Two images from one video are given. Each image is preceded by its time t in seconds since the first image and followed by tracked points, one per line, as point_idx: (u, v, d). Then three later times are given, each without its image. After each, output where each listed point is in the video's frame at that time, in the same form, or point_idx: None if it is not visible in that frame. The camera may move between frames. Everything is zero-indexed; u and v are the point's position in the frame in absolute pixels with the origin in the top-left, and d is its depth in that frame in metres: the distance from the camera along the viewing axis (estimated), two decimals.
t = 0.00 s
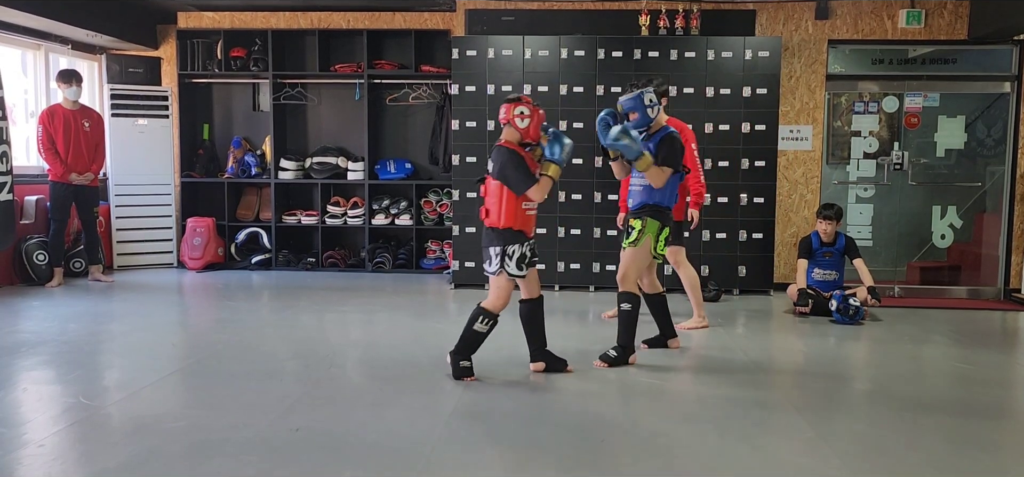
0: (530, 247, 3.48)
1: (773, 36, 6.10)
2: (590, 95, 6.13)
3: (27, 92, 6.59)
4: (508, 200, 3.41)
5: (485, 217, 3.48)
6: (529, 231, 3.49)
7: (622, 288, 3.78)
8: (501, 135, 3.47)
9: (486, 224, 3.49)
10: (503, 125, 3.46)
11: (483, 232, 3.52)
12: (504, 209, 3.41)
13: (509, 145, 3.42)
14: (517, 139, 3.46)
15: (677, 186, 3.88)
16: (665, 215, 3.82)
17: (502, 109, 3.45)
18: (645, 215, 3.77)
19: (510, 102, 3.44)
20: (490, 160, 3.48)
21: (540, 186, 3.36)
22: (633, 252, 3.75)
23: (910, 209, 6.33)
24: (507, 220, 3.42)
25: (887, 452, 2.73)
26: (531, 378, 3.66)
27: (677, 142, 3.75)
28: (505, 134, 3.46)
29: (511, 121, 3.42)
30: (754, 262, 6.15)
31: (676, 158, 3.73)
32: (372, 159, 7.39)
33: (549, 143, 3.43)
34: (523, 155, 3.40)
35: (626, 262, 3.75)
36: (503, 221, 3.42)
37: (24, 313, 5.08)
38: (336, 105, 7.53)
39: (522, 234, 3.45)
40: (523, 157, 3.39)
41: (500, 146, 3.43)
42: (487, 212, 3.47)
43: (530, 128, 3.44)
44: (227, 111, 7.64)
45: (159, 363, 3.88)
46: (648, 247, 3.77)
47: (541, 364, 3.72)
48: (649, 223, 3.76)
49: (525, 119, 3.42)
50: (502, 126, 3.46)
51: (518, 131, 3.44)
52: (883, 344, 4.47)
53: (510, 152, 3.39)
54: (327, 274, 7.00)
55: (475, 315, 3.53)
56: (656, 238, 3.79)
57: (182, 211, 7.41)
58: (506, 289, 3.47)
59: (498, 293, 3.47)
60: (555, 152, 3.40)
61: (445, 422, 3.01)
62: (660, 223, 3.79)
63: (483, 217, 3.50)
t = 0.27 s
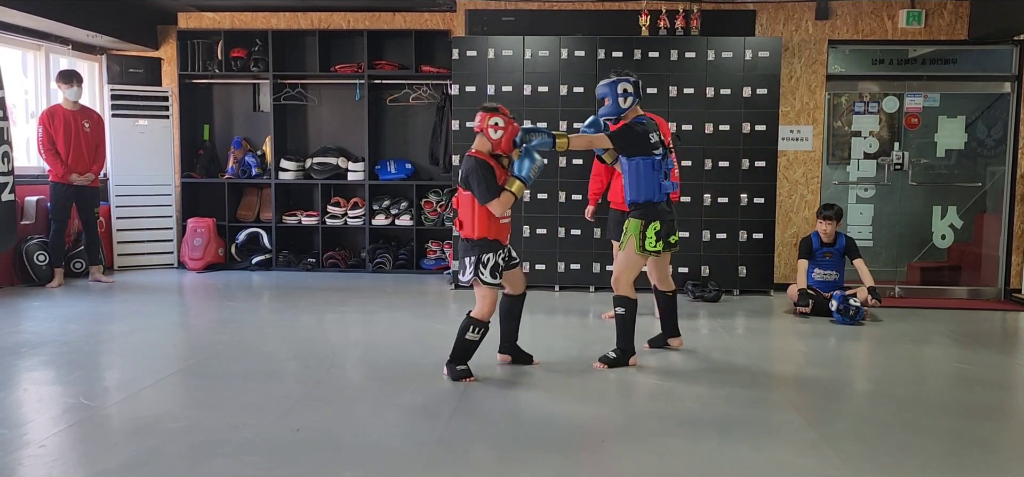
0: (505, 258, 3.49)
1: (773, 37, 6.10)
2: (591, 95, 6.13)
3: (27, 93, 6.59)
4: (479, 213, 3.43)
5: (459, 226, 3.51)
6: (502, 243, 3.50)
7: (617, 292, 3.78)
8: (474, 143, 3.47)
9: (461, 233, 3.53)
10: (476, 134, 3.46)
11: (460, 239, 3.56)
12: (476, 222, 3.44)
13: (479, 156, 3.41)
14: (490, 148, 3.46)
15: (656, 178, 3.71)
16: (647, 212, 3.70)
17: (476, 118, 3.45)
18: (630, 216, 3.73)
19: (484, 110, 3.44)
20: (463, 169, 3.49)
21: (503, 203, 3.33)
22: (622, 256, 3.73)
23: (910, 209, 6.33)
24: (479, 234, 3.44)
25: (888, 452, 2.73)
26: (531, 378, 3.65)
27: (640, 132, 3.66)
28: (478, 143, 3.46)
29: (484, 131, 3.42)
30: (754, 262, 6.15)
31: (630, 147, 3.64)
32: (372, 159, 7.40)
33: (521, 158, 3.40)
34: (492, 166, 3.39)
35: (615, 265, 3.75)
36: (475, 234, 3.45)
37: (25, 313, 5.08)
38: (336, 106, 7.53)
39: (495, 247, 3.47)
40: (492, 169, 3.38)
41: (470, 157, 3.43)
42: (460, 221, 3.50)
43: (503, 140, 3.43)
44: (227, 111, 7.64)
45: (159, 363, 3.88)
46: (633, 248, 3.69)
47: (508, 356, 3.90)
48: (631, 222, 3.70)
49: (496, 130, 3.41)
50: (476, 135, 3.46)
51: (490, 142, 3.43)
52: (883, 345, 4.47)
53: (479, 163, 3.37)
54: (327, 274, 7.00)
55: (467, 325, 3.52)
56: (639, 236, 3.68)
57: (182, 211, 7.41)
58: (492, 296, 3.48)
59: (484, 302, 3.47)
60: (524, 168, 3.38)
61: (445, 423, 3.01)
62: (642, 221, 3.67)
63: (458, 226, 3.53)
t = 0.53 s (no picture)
0: (487, 255, 3.44)
1: (773, 36, 6.10)
2: (591, 95, 6.12)
3: (28, 93, 6.59)
4: (459, 211, 3.39)
5: (437, 230, 3.45)
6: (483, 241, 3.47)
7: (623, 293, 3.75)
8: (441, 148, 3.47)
9: (439, 238, 3.47)
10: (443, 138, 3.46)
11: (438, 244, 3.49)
12: (457, 220, 3.38)
13: (451, 157, 3.41)
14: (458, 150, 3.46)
15: (663, 179, 3.61)
16: (650, 211, 3.61)
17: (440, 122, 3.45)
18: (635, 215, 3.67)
19: (446, 114, 3.45)
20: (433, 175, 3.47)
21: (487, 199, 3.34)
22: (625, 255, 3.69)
23: (910, 209, 6.33)
24: (462, 232, 3.39)
25: (888, 452, 2.73)
26: (532, 378, 3.65)
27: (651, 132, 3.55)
28: (445, 147, 3.46)
29: (449, 134, 3.42)
30: (754, 262, 6.15)
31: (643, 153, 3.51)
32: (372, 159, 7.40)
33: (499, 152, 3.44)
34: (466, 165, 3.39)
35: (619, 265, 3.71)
36: (454, 234, 3.39)
37: (25, 313, 5.08)
38: (336, 105, 7.53)
39: (477, 245, 3.43)
40: (466, 168, 3.38)
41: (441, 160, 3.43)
42: (438, 225, 3.45)
43: (469, 138, 3.43)
44: (227, 111, 7.64)
45: (159, 363, 3.88)
46: (635, 247, 3.63)
47: (507, 361, 3.87)
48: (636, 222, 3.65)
49: (463, 130, 3.42)
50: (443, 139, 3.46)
51: (458, 143, 3.43)
52: (883, 345, 4.47)
53: (452, 164, 3.37)
54: (327, 274, 7.00)
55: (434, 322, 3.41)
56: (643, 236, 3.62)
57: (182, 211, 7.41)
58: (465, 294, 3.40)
59: (457, 300, 3.39)
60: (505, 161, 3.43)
61: (445, 423, 3.00)
62: (645, 220, 3.60)
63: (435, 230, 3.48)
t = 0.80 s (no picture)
0: (456, 253, 3.40)
1: (774, 36, 6.10)
2: (591, 94, 6.12)
3: (28, 92, 6.59)
4: (426, 208, 3.35)
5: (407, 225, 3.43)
6: (455, 238, 3.42)
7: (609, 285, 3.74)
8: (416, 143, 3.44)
9: (410, 233, 3.44)
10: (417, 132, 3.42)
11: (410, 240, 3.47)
12: (428, 217, 3.35)
13: (421, 152, 3.36)
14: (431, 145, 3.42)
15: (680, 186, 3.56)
16: (662, 215, 3.55)
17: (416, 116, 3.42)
18: (643, 216, 3.61)
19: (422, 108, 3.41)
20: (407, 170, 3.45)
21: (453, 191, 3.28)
22: (623, 251, 3.64)
23: (910, 208, 6.33)
24: (432, 229, 3.35)
25: (887, 451, 2.74)
26: (532, 378, 3.65)
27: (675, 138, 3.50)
28: (420, 142, 3.42)
29: (423, 128, 3.38)
30: (754, 261, 6.15)
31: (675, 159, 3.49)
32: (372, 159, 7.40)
33: (461, 143, 3.39)
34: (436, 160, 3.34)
35: (613, 258, 3.68)
36: (423, 230, 3.37)
37: (25, 313, 5.08)
38: (335, 105, 7.53)
39: (448, 242, 3.38)
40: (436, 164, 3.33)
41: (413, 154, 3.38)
42: (408, 220, 3.42)
43: (442, 134, 3.38)
44: (227, 111, 7.64)
45: (159, 363, 3.88)
46: (637, 246, 3.59)
47: (486, 361, 3.82)
48: (642, 222, 3.59)
49: (435, 125, 3.37)
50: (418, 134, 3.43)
51: (430, 138, 3.38)
52: (884, 344, 4.47)
53: (421, 158, 3.32)
54: (328, 274, 7.00)
55: (414, 325, 3.42)
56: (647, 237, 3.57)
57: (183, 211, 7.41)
58: (437, 294, 3.39)
59: (429, 300, 3.38)
60: (471, 151, 3.38)
61: (445, 422, 3.01)
62: (653, 222, 3.54)
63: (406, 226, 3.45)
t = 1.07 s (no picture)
0: (450, 252, 3.39)
1: (774, 35, 6.10)
2: (592, 94, 6.12)
3: (28, 92, 6.58)
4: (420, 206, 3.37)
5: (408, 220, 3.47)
6: (449, 239, 3.39)
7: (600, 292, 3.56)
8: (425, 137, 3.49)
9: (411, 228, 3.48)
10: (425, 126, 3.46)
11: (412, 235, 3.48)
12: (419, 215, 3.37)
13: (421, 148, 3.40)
14: (436, 140, 3.43)
15: (665, 186, 3.51)
16: (648, 217, 3.51)
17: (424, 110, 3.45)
18: (631, 219, 3.56)
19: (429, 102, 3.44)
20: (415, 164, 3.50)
21: (433, 193, 3.24)
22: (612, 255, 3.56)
23: (911, 208, 6.33)
24: (421, 227, 3.37)
25: (888, 450, 2.73)
26: (532, 378, 3.65)
27: (653, 137, 3.45)
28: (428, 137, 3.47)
29: (426, 123, 3.41)
30: (754, 261, 6.15)
31: (641, 157, 3.44)
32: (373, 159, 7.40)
33: (451, 142, 3.28)
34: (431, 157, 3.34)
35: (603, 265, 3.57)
36: (416, 226, 3.39)
37: (26, 312, 5.08)
38: (335, 104, 7.53)
39: (440, 241, 3.38)
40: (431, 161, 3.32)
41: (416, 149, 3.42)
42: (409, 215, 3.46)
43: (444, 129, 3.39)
44: (227, 110, 7.64)
45: (159, 362, 3.88)
46: (624, 250, 3.53)
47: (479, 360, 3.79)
48: (628, 226, 3.54)
49: (437, 121, 3.39)
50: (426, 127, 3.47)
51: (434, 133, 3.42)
52: (885, 343, 4.46)
53: (418, 154, 3.35)
54: (328, 273, 7.00)
55: (409, 320, 3.42)
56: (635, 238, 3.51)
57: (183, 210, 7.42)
58: (429, 290, 3.39)
59: (422, 296, 3.38)
60: (454, 152, 3.25)
61: (445, 422, 3.00)
62: (638, 225, 3.50)
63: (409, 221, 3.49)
